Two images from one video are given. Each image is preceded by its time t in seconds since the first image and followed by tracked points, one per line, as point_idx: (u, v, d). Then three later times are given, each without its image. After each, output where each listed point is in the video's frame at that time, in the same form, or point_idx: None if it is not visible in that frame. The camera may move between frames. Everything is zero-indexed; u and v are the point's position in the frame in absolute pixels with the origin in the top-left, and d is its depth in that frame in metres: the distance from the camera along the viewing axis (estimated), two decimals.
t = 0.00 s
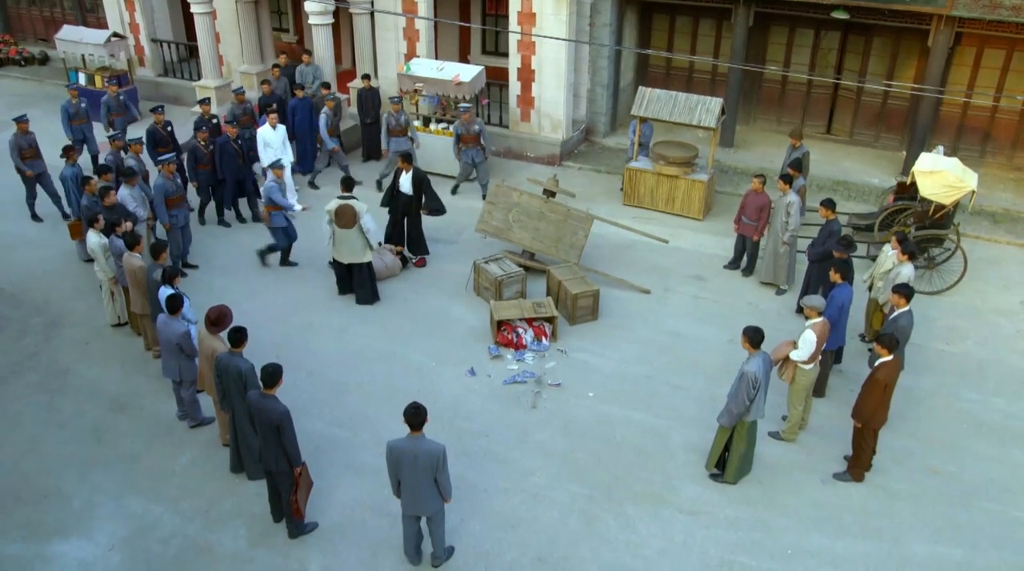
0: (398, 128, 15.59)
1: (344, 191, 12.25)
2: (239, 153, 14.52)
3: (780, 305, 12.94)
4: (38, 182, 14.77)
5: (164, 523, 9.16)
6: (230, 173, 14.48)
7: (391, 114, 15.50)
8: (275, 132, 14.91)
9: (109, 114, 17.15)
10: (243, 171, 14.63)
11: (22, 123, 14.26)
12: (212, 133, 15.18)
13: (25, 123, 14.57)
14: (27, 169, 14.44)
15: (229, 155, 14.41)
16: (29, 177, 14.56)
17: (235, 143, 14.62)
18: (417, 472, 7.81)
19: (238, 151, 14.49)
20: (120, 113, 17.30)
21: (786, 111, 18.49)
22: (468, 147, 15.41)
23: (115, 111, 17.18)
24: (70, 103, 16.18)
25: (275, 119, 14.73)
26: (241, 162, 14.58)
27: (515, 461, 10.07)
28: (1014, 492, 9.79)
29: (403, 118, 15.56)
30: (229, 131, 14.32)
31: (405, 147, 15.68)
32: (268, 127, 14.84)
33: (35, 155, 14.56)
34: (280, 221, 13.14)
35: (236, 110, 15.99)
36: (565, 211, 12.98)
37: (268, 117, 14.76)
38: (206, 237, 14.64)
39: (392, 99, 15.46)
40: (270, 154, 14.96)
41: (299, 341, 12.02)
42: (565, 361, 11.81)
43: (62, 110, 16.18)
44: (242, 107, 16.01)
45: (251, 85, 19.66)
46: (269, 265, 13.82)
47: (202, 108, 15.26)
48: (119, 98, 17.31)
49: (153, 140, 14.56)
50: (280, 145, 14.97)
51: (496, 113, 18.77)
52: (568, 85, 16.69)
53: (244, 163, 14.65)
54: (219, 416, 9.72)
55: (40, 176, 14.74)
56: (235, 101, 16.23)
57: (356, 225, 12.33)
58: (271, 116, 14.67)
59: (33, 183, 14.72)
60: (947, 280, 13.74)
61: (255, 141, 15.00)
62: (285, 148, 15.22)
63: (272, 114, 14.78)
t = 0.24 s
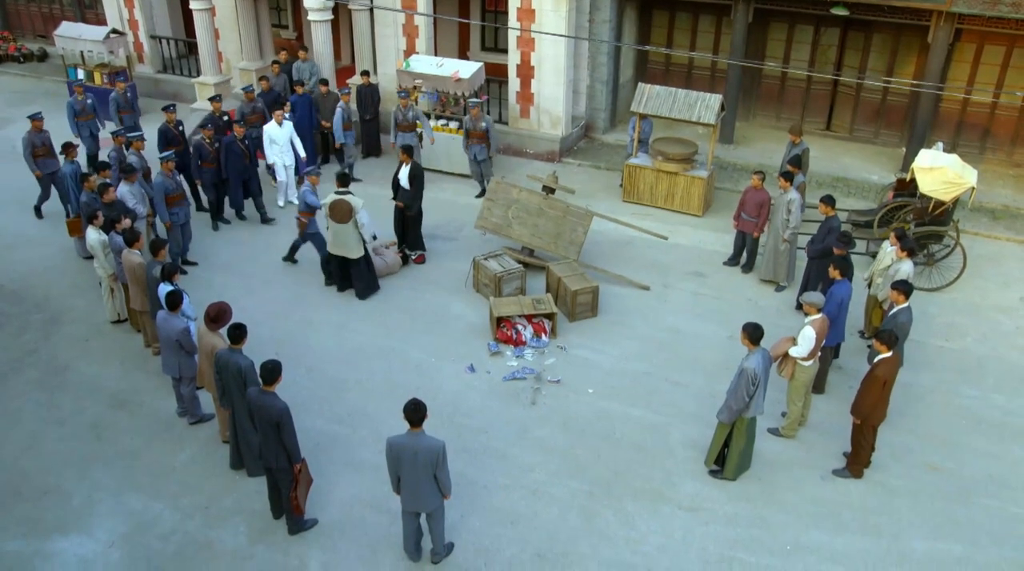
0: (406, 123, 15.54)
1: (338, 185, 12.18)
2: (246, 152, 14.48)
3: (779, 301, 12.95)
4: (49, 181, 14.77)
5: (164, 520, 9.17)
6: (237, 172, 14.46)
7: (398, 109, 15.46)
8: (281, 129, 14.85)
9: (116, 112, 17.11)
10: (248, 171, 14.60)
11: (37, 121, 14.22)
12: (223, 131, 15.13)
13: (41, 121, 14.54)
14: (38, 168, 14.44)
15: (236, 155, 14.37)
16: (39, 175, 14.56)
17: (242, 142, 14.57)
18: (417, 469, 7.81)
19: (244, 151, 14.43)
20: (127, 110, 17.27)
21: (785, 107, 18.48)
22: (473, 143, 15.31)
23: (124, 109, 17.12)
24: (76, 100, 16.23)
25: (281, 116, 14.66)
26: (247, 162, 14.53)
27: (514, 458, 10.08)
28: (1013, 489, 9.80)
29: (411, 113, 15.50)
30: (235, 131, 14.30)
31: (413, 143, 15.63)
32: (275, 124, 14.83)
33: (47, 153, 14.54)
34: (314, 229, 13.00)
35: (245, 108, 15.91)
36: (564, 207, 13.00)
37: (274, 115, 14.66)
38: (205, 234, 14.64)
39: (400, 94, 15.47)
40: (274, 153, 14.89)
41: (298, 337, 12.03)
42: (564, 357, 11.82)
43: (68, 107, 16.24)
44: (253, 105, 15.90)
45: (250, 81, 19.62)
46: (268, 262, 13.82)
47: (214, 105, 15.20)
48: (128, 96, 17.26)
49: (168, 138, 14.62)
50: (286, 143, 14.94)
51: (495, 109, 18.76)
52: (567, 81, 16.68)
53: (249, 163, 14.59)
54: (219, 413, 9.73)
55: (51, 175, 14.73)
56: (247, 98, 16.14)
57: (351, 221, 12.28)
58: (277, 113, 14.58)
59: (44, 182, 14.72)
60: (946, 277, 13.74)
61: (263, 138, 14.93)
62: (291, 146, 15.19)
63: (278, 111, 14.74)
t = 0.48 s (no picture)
0: (409, 121, 15.58)
1: (353, 194, 12.05)
2: (253, 151, 14.48)
3: (778, 299, 12.94)
4: (57, 179, 14.67)
5: (163, 518, 9.16)
6: (243, 173, 14.44)
7: (403, 107, 15.51)
8: (283, 129, 14.77)
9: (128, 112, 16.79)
10: (253, 171, 14.56)
11: (46, 118, 14.16)
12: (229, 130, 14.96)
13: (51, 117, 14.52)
14: (44, 166, 14.44)
15: (242, 154, 14.35)
16: (46, 173, 14.55)
17: (251, 142, 14.52)
18: (417, 466, 7.81)
19: (251, 150, 14.42)
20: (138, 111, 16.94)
21: (785, 105, 18.48)
22: (477, 141, 15.28)
23: (133, 110, 16.94)
24: (84, 103, 16.18)
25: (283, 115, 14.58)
26: (253, 162, 14.48)
27: (514, 456, 10.08)
28: (1012, 487, 9.80)
29: (414, 111, 15.54)
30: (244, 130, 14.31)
31: (416, 141, 15.67)
32: (278, 125, 14.69)
33: (57, 150, 14.51)
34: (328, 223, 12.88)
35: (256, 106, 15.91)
36: (564, 206, 13.00)
37: (277, 115, 14.58)
38: (205, 232, 14.64)
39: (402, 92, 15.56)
40: (278, 154, 14.80)
41: (297, 335, 12.03)
42: (564, 355, 11.82)
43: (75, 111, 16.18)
44: (264, 103, 15.90)
45: (250, 79, 19.69)
46: (268, 260, 13.81)
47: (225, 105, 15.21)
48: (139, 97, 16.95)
49: (178, 135, 14.67)
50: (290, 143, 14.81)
51: (495, 107, 18.76)
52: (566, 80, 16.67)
53: (257, 164, 14.57)
54: (218, 410, 9.73)
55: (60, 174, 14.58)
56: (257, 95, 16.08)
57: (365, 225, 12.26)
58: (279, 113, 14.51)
59: (53, 180, 14.63)
60: (946, 275, 13.74)
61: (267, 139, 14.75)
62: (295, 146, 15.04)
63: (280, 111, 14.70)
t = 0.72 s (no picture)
0: (410, 118, 15.59)
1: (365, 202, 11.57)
2: (258, 149, 14.37)
3: (778, 296, 12.93)
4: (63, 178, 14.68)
5: (163, 516, 9.16)
6: (248, 171, 14.35)
7: (404, 104, 15.55)
8: (284, 128, 14.73)
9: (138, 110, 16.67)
10: (259, 169, 14.44)
11: (48, 117, 14.16)
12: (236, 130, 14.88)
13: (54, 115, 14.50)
14: (50, 165, 14.44)
15: (247, 152, 14.28)
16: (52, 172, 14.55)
17: (256, 140, 14.40)
18: (416, 463, 7.80)
19: (256, 148, 14.32)
20: (147, 110, 16.86)
21: (785, 102, 18.46)
22: (478, 139, 15.26)
23: (144, 109, 16.87)
24: (90, 102, 16.13)
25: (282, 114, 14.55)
26: (259, 160, 14.39)
27: (514, 453, 10.07)
28: (1012, 483, 9.80)
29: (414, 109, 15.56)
30: (249, 127, 14.25)
31: (416, 138, 15.69)
32: (278, 124, 14.66)
33: (63, 150, 14.56)
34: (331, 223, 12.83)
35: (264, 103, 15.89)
36: (564, 203, 12.98)
37: (277, 114, 14.54)
38: (204, 230, 14.63)
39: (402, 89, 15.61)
40: (282, 153, 14.82)
41: (297, 332, 12.02)
42: (564, 352, 11.81)
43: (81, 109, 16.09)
44: (272, 100, 15.84)
45: (249, 77, 19.76)
46: (267, 258, 13.80)
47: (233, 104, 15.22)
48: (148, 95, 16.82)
49: (183, 133, 14.59)
50: (291, 142, 14.82)
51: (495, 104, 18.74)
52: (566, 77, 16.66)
53: (262, 161, 14.45)
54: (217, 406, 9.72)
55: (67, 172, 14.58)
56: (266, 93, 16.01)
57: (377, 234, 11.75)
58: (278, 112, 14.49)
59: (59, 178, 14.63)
60: (946, 272, 13.73)
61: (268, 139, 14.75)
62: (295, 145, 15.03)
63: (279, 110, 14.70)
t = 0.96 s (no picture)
0: (408, 114, 15.58)
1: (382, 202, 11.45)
2: (262, 147, 14.32)
3: (777, 292, 12.93)
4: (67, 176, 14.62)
5: (163, 512, 9.16)
6: (253, 170, 14.29)
7: (402, 100, 15.58)
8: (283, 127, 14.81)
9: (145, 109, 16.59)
10: (264, 167, 14.39)
11: (51, 114, 14.20)
12: (241, 128, 14.84)
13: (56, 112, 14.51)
14: (55, 162, 14.44)
15: (251, 151, 14.25)
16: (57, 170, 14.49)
17: (259, 138, 14.37)
18: (416, 460, 7.80)
19: (260, 146, 14.28)
20: (154, 108, 16.81)
21: (784, 98, 18.45)
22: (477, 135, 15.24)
23: (151, 107, 16.80)
24: (96, 100, 16.08)
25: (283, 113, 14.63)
26: (263, 158, 14.36)
27: (513, 450, 10.07)
28: (1011, 480, 9.80)
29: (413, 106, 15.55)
30: (251, 126, 14.22)
31: (415, 135, 15.69)
32: (278, 122, 14.78)
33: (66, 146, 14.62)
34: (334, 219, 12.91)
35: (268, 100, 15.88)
36: (564, 200, 12.95)
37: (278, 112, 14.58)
38: (203, 227, 14.63)
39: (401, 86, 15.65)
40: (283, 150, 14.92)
41: (296, 329, 12.02)
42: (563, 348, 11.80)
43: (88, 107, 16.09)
44: (276, 98, 15.80)
45: (248, 74, 19.72)
46: (267, 255, 13.80)
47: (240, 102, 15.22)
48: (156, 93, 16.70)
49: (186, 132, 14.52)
50: (290, 140, 14.95)
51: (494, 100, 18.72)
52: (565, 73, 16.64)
53: (266, 159, 14.40)
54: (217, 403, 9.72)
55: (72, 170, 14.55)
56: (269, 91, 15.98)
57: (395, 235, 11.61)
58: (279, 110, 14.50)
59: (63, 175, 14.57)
60: (945, 268, 13.72)
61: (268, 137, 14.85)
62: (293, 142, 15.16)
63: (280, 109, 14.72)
